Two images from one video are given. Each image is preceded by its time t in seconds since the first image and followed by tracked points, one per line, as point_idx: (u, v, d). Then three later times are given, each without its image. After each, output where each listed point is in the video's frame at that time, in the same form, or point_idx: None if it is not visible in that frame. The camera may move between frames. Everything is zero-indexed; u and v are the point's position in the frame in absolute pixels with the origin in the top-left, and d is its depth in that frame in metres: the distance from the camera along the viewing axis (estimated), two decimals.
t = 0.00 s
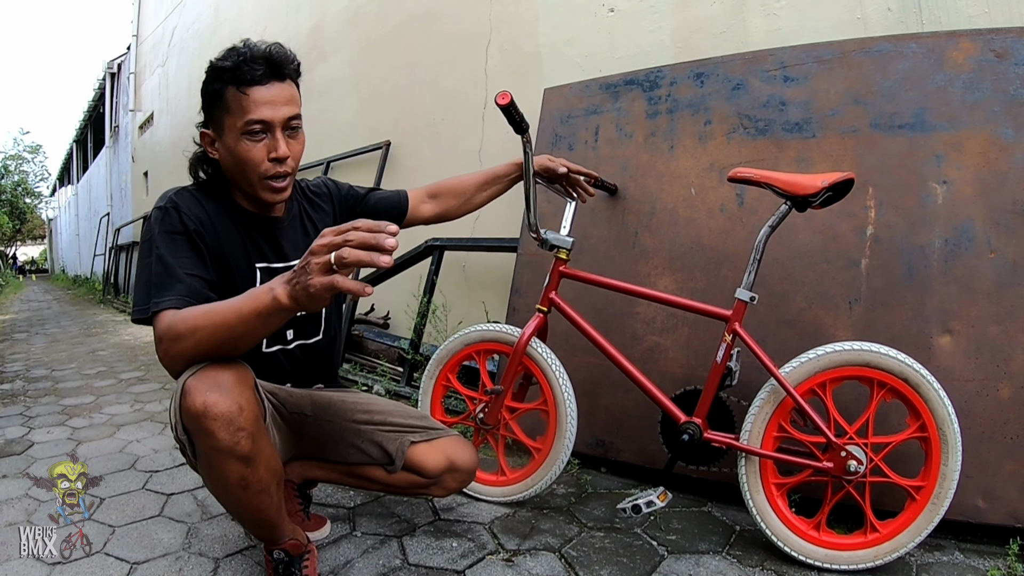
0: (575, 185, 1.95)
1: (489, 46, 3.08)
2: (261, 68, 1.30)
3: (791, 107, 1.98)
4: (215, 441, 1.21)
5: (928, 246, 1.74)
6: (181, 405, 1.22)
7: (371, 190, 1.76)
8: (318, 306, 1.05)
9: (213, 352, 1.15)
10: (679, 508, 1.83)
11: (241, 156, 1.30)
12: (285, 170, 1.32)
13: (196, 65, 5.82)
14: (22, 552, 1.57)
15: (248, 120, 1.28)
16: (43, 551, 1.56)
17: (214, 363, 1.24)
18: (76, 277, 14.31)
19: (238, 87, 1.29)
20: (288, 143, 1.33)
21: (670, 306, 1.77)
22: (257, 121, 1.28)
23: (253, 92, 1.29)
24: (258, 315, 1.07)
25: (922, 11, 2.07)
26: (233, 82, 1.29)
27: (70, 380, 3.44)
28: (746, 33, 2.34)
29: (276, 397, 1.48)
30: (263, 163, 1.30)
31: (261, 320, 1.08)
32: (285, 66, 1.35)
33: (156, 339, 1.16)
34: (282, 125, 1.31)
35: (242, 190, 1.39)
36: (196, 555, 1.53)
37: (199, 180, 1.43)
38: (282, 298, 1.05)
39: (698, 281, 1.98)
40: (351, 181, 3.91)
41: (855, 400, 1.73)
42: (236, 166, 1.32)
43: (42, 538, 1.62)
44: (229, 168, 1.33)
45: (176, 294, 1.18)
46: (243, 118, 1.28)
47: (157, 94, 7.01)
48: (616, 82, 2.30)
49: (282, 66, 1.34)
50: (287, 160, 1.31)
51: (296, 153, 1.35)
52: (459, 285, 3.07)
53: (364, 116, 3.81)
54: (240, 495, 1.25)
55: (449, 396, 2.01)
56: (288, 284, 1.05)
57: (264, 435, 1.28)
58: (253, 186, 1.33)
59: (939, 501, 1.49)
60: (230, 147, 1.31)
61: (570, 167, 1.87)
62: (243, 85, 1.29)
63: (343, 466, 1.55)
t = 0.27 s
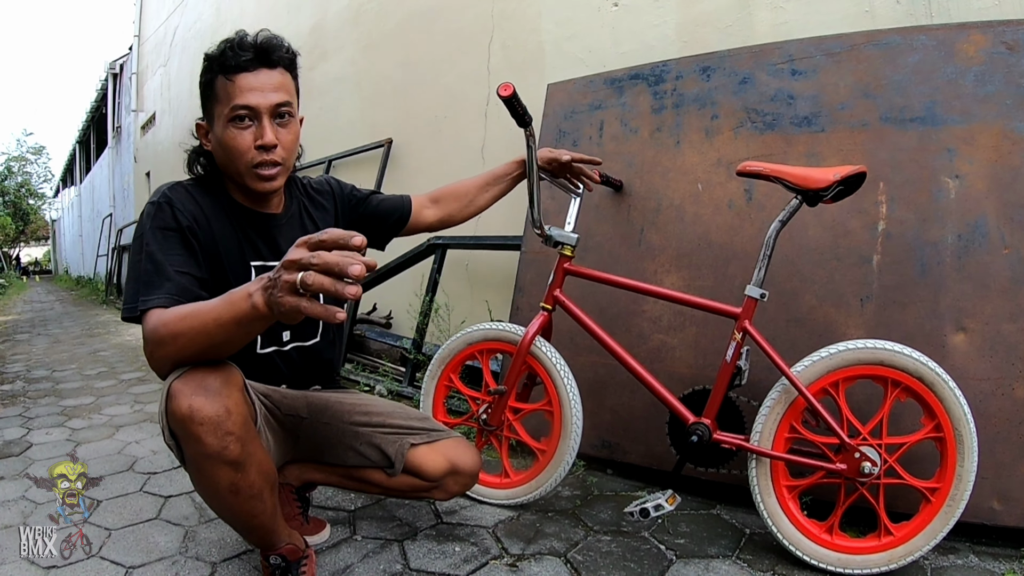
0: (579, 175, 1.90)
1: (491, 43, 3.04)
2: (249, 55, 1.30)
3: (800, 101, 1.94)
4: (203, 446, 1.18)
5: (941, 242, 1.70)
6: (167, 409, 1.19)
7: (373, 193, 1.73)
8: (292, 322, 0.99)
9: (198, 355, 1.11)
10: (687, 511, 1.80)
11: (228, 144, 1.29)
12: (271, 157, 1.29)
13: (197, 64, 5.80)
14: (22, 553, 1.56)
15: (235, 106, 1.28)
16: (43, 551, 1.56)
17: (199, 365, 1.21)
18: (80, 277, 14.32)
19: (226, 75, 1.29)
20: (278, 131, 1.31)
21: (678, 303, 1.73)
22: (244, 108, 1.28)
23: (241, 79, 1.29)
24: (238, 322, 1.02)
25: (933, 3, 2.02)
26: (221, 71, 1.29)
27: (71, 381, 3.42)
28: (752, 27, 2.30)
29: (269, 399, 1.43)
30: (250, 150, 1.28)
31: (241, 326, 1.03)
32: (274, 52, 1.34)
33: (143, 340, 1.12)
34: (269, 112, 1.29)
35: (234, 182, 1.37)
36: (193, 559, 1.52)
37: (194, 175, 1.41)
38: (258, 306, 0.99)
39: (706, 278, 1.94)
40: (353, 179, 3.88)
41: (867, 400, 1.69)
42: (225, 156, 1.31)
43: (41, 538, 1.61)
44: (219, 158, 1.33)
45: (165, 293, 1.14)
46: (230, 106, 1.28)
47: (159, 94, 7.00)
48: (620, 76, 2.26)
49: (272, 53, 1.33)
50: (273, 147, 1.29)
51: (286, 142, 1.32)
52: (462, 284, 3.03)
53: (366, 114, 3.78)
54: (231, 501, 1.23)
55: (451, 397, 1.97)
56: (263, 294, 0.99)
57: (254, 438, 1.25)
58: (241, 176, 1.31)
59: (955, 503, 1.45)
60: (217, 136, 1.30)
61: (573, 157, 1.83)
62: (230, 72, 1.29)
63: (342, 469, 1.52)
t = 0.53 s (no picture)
0: (580, 168, 1.86)
1: (490, 37, 3.00)
2: (251, 42, 1.26)
3: (806, 95, 1.90)
4: (189, 454, 1.15)
5: (951, 239, 1.67)
6: (151, 416, 1.15)
7: (372, 191, 1.69)
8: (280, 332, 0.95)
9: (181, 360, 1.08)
10: (693, 513, 1.76)
11: (225, 134, 1.24)
12: (270, 148, 1.25)
13: (193, 60, 5.74)
14: (21, 554, 1.58)
15: (234, 95, 1.24)
16: (44, 551, 1.59)
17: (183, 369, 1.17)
18: (76, 275, 14.24)
19: (227, 63, 1.25)
20: (278, 121, 1.27)
21: (683, 301, 1.69)
22: (243, 97, 1.24)
23: (242, 67, 1.25)
24: (223, 328, 0.98)
25: None
26: (222, 58, 1.26)
27: (65, 380, 3.39)
28: (756, 21, 2.26)
29: (259, 404, 1.39)
30: (248, 141, 1.24)
31: (226, 332, 0.99)
32: (277, 41, 1.30)
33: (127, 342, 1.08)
34: (269, 102, 1.26)
35: (229, 175, 1.33)
36: (186, 565, 1.52)
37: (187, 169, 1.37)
38: (243, 313, 0.95)
39: (711, 276, 1.90)
40: (350, 176, 3.83)
41: (877, 400, 1.66)
42: (221, 147, 1.26)
43: (42, 538, 1.64)
44: (215, 149, 1.28)
45: (151, 292, 1.10)
46: (229, 93, 1.24)
47: (154, 90, 6.94)
48: (622, 70, 2.22)
49: (275, 42, 1.30)
50: (272, 138, 1.24)
51: (286, 134, 1.28)
52: (461, 281, 2.99)
53: (363, 110, 3.73)
54: (220, 510, 1.19)
55: (450, 397, 1.93)
56: (247, 303, 0.94)
57: (242, 444, 1.21)
58: (237, 168, 1.27)
59: (967, 506, 1.42)
60: (215, 125, 1.26)
61: (575, 149, 1.78)
62: (231, 59, 1.25)
63: (337, 472, 1.48)
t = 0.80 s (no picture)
0: (578, 163, 1.85)
1: (487, 33, 2.97)
2: (263, 37, 1.24)
3: (806, 90, 1.88)
4: (186, 456, 1.13)
5: (953, 235, 1.65)
6: (147, 417, 1.13)
7: (369, 190, 1.68)
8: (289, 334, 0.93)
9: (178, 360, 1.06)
10: (694, 511, 1.75)
11: (232, 128, 1.22)
12: (277, 146, 1.23)
13: (187, 57, 5.70)
14: (22, 553, 1.58)
15: (244, 89, 1.21)
16: (43, 551, 1.58)
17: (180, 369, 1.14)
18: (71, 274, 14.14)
19: (238, 56, 1.23)
20: (286, 119, 1.25)
21: (683, 297, 1.68)
22: (253, 92, 1.21)
23: (252, 61, 1.23)
24: (227, 329, 0.97)
25: None
26: (233, 51, 1.23)
27: (59, 380, 3.37)
28: (755, 16, 2.24)
29: (255, 402, 1.38)
30: (256, 136, 1.21)
31: (230, 333, 0.98)
32: (288, 37, 1.29)
33: (123, 340, 1.06)
34: (279, 99, 1.24)
35: (231, 170, 1.30)
36: (182, 566, 1.51)
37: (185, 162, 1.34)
38: (252, 315, 0.94)
39: (711, 272, 1.89)
40: (346, 173, 3.80)
41: (878, 396, 1.64)
42: (227, 141, 1.24)
43: (42, 538, 1.64)
44: (218, 142, 1.25)
45: (146, 289, 1.08)
46: (239, 87, 1.21)
47: (148, 89, 6.90)
48: (621, 65, 2.20)
49: (286, 39, 1.28)
50: (281, 136, 1.22)
51: (294, 132, 1.26)
52: (459, 279, 2.97)
53: (360, 107, 3.70)
54: (218, 512, 1.18)
55: (448, 395, 1.91)
56: (257, 307, 0.93)
57: (241, 445, 1.20)
58: (241, 164, 1.24)
59: (970, 501, 1.41)
60: (222, 118, 1.23)
61: (572, 143, 1.76)
62: (242, 53, 1.23)
63: (333, 470, 1.46)
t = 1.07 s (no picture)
0: (580, 159, 1.84)
1: (489, 29, 2.96)
2: (276, 32, 1.24)
3: (810, 87, 1.88)
4: (199, 453, 1.12)
5: (957, 233, 1.65)
6: (159, 412, 1.13)
7: (370, 185, 1.67)
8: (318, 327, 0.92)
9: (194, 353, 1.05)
10: (698, 509, 1.75)
11: (243, 123, 1.21)
12: (288, 141, 1.23)
13: (186, 53, 5.68)
14: (21, 553, 1.57)
15: (255, 83, 1.20)
16: (43, 551, 1.57)
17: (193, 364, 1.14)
18: (69, 271, 14.09)
19: (249, 49, 1.22)
20: (297, 114, 1.24)
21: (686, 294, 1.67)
22: (265, 86, 1.21)
23: (264, 55, 1.22)
24: (250, 323, 0.96)
25: None
26: (245, 44, 1.22)
27: (58, 377, 3.35)
28: (759, 13, 2.23)
29: (262, 398, 1.39)
30: (267, 131, 1.21)
31: (252, 328, 0.97)
32: (299, 34, 1.29)
33: (131, 334, 1.05)
34: (290, 94, 1.23)
35: (237, 164, 1.30)
36: (184, 565, 1.50)
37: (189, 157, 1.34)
38: (278, 308, 0.93)
39: (715, 270, 1.88)
40: (347, 170, 3.79)
41: (881, 393, 1.64)
42: (236, 135, 1.23)
43: (42, 538, 1.63)
44: (227, 136, 1.24)
45: (155, 283, 1.07)
46: (250, 82, 1.21)
47: (147, 85, 6.87)
48: (624, 62, 2.19)
49: (298, 35, 1.28)
50: (292, 131, 1.22)
51: (303, 128, 1.26)
52: (460, 275, 2.97)
53: (360, 103, 3.69)
54: (228, 510, 1.17)
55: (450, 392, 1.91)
56: (285, 300, 0.93)
57: (252, 443, 1.19)
58: (250, 159, 1.24)
59: (972, 497, 1.41)
60: (231, 112, 1.22)
61: (575, 140, 1.75)
62: (254, 47, 1.22)
63: (337, 466, 1.46)
